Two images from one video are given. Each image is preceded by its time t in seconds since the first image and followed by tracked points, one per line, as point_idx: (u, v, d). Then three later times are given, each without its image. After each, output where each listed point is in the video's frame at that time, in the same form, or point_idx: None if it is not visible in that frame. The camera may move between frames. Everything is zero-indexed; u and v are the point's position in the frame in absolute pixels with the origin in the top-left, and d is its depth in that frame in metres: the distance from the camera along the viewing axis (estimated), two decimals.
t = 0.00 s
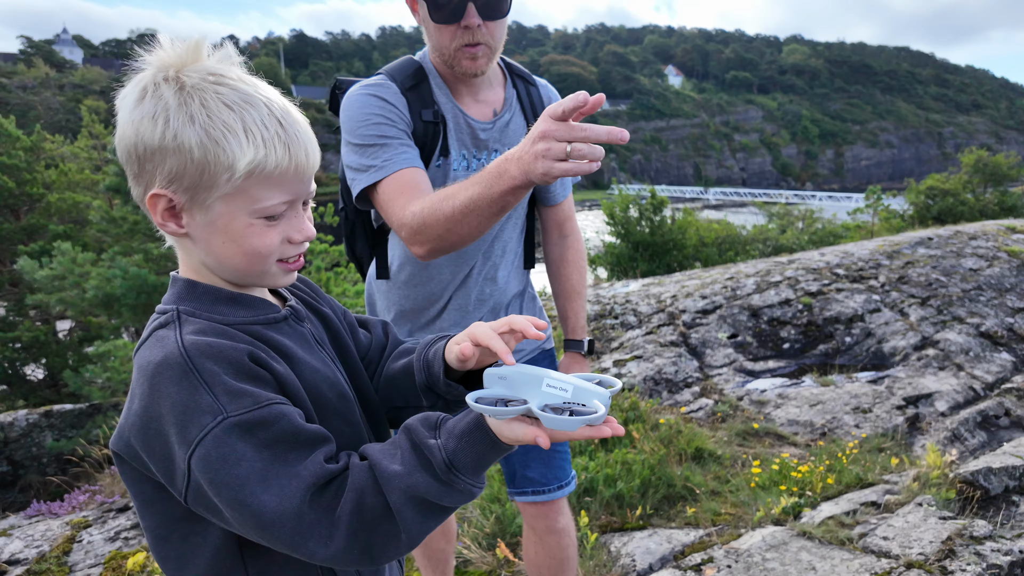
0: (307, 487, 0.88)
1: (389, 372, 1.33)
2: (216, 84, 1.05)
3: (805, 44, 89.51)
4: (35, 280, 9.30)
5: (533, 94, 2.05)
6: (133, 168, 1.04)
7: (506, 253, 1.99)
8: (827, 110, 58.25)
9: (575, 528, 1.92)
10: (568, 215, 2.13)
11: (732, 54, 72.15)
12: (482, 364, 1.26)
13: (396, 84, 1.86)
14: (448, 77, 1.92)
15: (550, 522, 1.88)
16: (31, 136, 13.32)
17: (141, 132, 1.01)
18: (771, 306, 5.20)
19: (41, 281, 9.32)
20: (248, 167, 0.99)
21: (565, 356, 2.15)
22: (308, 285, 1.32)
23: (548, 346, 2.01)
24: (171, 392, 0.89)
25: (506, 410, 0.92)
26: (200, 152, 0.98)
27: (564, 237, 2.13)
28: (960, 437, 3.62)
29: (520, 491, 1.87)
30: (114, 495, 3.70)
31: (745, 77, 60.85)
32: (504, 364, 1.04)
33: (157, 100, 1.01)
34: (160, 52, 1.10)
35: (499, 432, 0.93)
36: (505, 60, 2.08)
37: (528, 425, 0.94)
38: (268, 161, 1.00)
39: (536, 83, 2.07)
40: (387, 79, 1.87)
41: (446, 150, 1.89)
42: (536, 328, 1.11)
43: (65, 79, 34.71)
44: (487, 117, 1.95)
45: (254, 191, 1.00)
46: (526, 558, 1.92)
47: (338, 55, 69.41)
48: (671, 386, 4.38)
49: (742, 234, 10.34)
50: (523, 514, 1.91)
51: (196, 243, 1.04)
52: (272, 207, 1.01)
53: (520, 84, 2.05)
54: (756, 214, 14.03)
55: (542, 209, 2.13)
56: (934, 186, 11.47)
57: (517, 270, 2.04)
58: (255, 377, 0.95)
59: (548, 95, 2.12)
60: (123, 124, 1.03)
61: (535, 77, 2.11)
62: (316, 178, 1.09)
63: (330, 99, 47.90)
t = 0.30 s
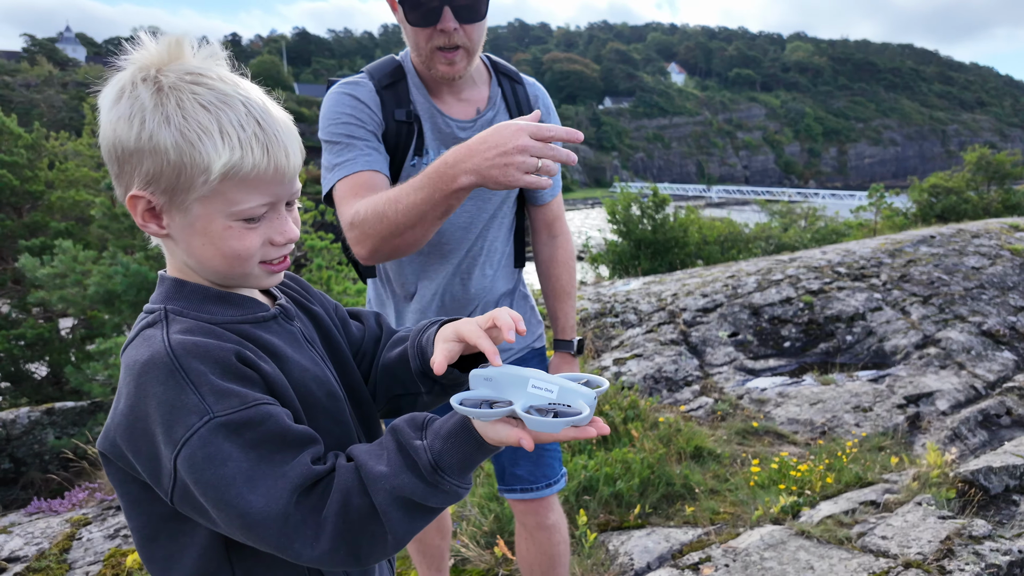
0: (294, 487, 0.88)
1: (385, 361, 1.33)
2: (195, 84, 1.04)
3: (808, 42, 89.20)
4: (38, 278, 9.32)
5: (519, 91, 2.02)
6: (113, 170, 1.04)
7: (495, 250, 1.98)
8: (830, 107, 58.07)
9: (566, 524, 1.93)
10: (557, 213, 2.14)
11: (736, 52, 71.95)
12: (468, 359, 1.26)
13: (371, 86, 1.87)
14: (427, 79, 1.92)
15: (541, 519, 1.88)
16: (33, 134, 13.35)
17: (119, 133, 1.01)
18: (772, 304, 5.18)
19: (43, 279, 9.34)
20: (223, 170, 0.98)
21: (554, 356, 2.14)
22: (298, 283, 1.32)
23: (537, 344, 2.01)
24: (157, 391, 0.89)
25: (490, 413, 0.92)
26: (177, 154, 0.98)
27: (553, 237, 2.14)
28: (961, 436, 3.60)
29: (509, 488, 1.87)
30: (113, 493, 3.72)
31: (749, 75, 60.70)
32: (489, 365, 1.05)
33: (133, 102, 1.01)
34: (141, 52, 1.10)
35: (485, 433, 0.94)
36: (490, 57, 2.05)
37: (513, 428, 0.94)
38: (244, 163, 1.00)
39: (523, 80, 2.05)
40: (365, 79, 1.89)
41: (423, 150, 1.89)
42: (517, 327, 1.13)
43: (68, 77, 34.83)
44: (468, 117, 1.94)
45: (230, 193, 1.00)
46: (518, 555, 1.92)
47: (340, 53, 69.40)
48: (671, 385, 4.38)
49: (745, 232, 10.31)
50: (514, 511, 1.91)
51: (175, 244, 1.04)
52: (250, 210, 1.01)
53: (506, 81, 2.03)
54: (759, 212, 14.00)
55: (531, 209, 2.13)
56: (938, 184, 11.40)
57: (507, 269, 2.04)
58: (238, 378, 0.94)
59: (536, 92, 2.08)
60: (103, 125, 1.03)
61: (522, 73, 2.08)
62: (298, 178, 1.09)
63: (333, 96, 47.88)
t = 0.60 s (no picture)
0: (290, 492, 0.88)
1: (382, 360, 1.33)
2: (200, 82, 1.04)
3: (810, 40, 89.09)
4: (38, 276, 9.33)
5: (514, 90, 2.01)
6: (117, 173, 1.02)
7: (492, 250, 1.99)
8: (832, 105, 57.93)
9: (565, 520, 1.93)
10: (555, 213, 2.14)
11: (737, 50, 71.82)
12: (466, 361, 1.26)
13: (356, 94, 1.85)
14: (419, 82, 1.91)
15: (540, 515, 1.88)
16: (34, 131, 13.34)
17: (125, 134, 0.99)
18: (772, 303, 5.17)
19: (43, 277, 9.35)
20: (247, 166, 1.00)
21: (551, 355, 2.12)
22: (293, 282, 1.32)
23: (536, 343, 2.02)
24: (152, 396, 0.89)
25: (486, 415, 0.91)
26: (194, 153, 0.98)
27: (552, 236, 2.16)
28: (961, 435, 3.60)
29: (507, 485, 1.87)
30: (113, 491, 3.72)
31: (750, 73, 60.59)
32: (487, 366, 1.05)
33: (141, 102, 1.00)
34: (133, 51, 1.07)
35: (480, 436, 0.93)
36: (483, 57, 2.05)
37: (508, 431, 0.93)
38: (264, 157, 1.01)
39: (517, 78, 2.04)
40: (350, 85, 1.86)
41: (414, 154, 1.86)
42: (515, 327, 1.13)
43: (69, 75, 34.84)
44: (461, 118, 1.93)
45: (249, 188, 1.01)
46: (517, 551, 1.92)
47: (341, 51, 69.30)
48: (671, 383, 4.37)
49: (746, 230, 10.30)
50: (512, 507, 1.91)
51: (187, 243, 1.04)
52: (268, 204, 1.03)
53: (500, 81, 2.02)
54: (760, 211, 13.99)
55: (529, 207, 2.13)
56: (939, 182, 11.36)
57: (504, 268, 2.05)
58: (240, 378, 0.95)
59: (531, 90, 2.07)
60: (103, 126, 1.01)
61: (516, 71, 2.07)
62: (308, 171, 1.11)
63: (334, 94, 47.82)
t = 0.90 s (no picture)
0: (293, 489, 0.89)
1: (381, 360, 1.34)
2: (209, 85, 1.05)
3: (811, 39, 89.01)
4: (40, 274, 9.35)
5: (509, 90, 2.01)
6: (124, 169, 1.04)
7: (491, 250, 2.00)
8: (833, 105, 57.87)
9: (561, 514, 1.94)
10: (555, 212, 2.15)
11: (739, 49, 71.76)
12: (466, 364, 1.28)
13: (346, 103, 1.88)
14: (412, 87, 1.93)
15: (535, 510, 1.89)
16: (37, 130, 13.37)
17: (133, 133, 1.01)
18: (772, 302, 5.19)
19: (45, 275, 9.37)
20: (248, 170, 1.00)
21: (549, 352, 2.10)
22: (297, 280, 1.33)
23: (539, 341, 2.07)
24: (158, 392, 0.90)
25: (487, 417, 0.92)
26: (198, 154, 0.99)
27: (552, 235, 2.16)
28: (960, 434, 3.61)
29: (503, 479, 1.88)
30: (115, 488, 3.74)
31: (751, 73, 60.55)
32: (491, 369, 1.06)
33: (149, 102, 1.01)
34: (151, 53, 1.10)
35: (480, 436, 0.94)
36: (477, 57, 2.05)
37: (509, 433, 0.94)
38: (266, 161, 1.02)
39: (514, 78, 2.03)
40: (340, 94, 1.89)
41: (406, 160, 1.90)
42: (518, 333, 1.14)
43: (70, 74, 34.90)
44: (455, 122, 1.94)
45: (251, 192, 1.02)
46: (513, 546, 1.94)
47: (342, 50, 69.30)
48: (670, 382, 4.39)
49: (747, 230, 10.30)
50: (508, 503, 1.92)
51: (191, 242, 1.05)
52: (270, 207, 1.03)
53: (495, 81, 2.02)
54: (761, 210, 13.99)
55: (527, 207, 2.14)
56: (940, 182, 11.34)
57: (504, 267, 2.06)
58: (244, 377, 0.96)
59: (528, 89, 2.06)
60: (114, 124, 1.03)
61: (513, 69, 2.07)
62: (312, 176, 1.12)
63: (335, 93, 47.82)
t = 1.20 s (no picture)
0: (295, 473, 0.94)
1: (384, 356, 1.40)
2: (224, 92, 1.11)
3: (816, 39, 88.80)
4: (47, 274, 9.42)
5: (500, 93, 2.06)
6: (145, 165, 1.11)
7: (489, 249, 2.06)
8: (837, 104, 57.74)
9: (558, 504, 1.99)
10: (549, 209, 2.19)
11: (742, 49, 71.66)
12: (463, 363, 1.33)
13: (344, 114, 1.94)
14: (405, 94, 1.98)
15: (534, 499, 1.95)
16: (44, 130, 13.49)
17: (151, 132, 1.08)
18: (772, 301, 5.23)
19: (53, 275, 9.44)
20: (242, 172, 1.04)
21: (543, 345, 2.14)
22: (305, 276, 1.38)
23: (536, 336, 2.17)
24: (173, 378, 0.96)
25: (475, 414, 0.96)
26: (203, 155, 1.05)
27: (546, 231, 2.20)
28: (957, 432, 3.65)
29: (503, 470, 1.94)
30: (123, 483, 3.81)
31: (755, 72, 60.47)
32: (483, 369, 1.11)
33: (168, 104, 1.08)
34: (184, 60, 1.18)
35: (468, 431, 0.99)
36: (468, 62, 2.10)
37: (495, 431, 0.98)
38: (264, 166, 1.06)
39: (505, 81, 2.08)
40: (338, 105, 1.95)
41: (403, 167, 1.96)
42: (513, 341, 1.19)
43: (76, 74, 35.12)
44: (448, 127, 1.99)
45: (249, 195, 1.05)
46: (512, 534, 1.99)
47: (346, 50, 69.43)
48: (670, 380, 4.44)
49: (749, 229, 10.33)
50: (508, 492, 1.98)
51: (197, 238, 1.10)
52: (267, 211, 1.07)
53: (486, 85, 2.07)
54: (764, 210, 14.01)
55: (522, 205, 2.18)
56: (943, 181, 11.38)
57: (503, 263, 2.12)
58: (249, 368, 1.01)
59: (519, 90, 2.11)
60: (140, 123, 1.11)
61: (504, 72, 2.11)
62: (314, 184, 1.15)
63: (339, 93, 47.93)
